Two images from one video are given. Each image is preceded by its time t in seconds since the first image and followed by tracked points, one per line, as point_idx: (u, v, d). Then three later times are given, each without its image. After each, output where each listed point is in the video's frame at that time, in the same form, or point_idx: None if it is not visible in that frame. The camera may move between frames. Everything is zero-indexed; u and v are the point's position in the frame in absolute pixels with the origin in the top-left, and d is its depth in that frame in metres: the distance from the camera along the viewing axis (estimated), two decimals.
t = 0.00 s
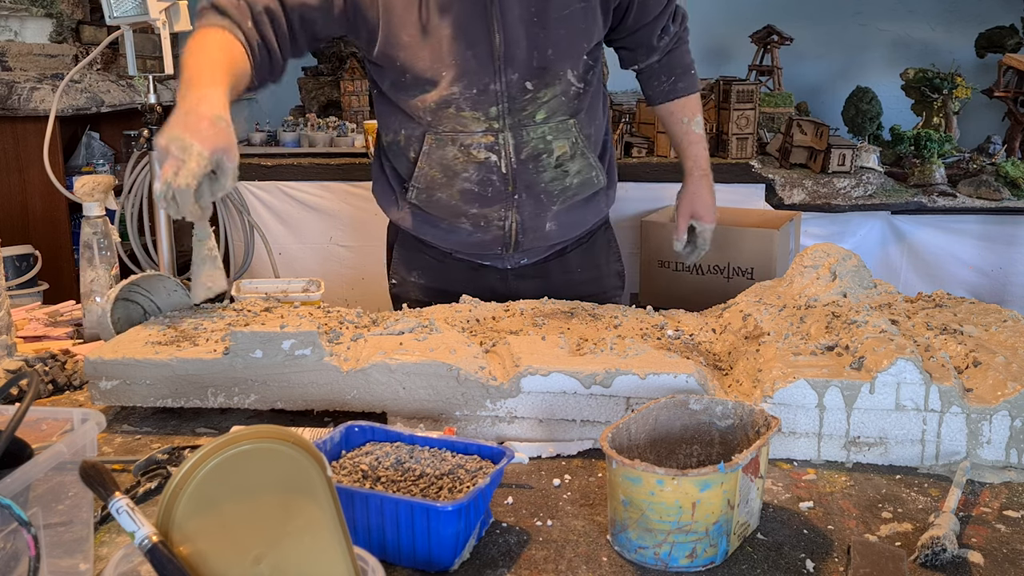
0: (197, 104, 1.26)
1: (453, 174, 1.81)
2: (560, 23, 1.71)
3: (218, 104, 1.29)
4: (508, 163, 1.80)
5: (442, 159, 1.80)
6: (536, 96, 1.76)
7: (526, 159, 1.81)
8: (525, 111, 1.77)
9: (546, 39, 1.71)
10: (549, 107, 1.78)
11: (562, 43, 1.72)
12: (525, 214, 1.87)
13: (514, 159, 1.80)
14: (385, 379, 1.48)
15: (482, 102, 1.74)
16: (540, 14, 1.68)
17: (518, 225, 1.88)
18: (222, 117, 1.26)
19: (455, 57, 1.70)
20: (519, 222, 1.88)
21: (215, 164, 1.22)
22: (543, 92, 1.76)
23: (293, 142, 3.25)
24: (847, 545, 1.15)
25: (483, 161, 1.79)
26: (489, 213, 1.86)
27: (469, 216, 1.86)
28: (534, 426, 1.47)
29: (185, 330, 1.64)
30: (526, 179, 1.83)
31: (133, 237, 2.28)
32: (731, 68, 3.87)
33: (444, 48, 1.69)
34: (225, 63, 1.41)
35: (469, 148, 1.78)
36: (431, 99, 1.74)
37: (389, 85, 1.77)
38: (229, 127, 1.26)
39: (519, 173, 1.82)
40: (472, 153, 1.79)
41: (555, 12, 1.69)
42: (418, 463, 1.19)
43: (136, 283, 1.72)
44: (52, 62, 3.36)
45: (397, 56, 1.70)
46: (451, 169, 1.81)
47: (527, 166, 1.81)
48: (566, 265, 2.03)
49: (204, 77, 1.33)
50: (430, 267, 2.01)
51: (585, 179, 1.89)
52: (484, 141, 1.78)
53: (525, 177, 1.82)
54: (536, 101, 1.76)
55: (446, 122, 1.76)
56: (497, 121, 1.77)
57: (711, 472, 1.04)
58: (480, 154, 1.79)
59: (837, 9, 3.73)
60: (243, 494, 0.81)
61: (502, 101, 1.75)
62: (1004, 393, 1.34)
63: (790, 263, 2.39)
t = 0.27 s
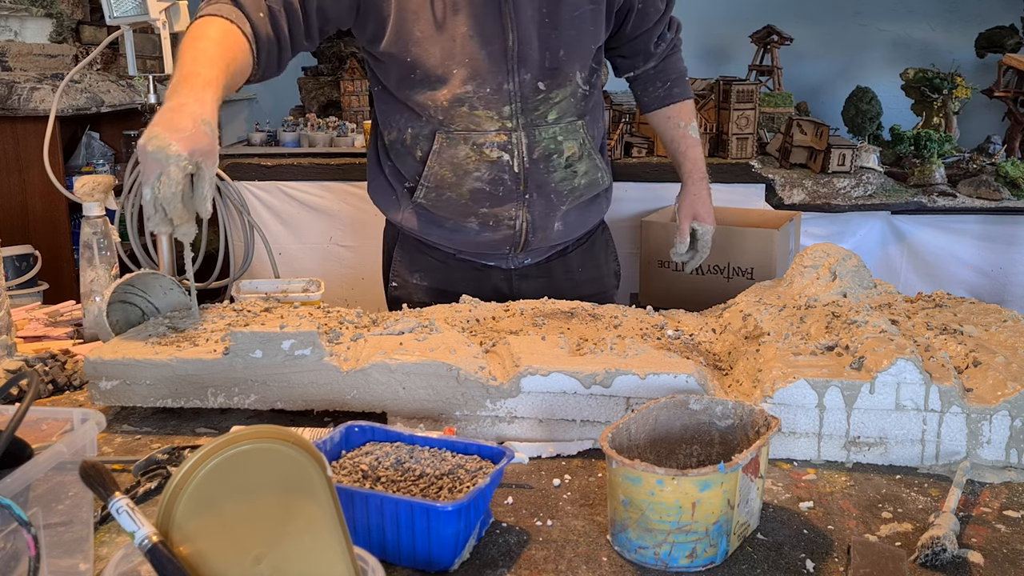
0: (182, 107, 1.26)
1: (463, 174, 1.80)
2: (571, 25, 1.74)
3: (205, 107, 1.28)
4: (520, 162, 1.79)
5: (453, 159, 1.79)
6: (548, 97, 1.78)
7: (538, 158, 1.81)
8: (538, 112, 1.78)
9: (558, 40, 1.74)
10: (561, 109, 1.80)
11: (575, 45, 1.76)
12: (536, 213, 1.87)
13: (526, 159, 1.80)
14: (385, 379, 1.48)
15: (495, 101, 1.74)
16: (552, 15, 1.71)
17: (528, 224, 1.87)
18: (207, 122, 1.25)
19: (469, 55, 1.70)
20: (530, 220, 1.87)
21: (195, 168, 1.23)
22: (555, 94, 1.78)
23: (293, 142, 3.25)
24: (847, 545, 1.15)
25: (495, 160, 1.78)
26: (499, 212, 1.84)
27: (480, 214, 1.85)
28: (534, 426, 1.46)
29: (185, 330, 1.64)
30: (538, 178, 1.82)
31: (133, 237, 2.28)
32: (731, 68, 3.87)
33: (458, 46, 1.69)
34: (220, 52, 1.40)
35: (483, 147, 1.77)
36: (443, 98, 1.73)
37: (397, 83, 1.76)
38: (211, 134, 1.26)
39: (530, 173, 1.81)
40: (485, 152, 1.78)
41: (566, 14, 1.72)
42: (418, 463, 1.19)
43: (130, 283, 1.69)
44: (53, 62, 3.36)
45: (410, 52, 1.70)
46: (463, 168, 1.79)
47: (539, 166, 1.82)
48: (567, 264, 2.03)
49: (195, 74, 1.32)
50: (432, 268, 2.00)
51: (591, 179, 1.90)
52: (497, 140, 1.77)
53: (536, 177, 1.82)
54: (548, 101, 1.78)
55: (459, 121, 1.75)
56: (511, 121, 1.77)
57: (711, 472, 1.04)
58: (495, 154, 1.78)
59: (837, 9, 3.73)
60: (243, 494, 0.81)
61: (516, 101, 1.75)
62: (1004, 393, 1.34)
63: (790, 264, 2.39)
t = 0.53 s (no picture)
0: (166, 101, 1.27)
1: (470, 175, 1.80)
2: (574, 25, 1.72)
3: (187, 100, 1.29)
4: (528, 162, 1.80)
5: (458, 160, 1.78)
6: (553, 96, 1.78)
7: (545, 158, 1.81)
8: (543, 111, 1.78)
9: (562, 40, 1.73)
10: (565, 108, 1.81)
11: (580, 44, 1.75)
12: (543, 212, 1.87)
13: (533, 159, 1.80)
14: (385, 380, 1.48)
15: (501, 101, 1.74)
16: (555, 14, 1.70)
17: (535, 223, 1.87)
18: (187, 107, 1.27)
19: (476, 55, 1.70)
20: (536, 220, 1.87)
21: (173, 147, 1.26)
22: (560, 93, 1.78)
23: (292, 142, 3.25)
24: (847, 545, 1.15)
25: (502, 160, 1.78)
26: (506, 212, 1.84)
27: (486, 214, 1.84)
28: (534, 426, 1.46)
29: (185, 330, 1.64)
30: (545, 178, 1.83)
31: (133, 237, 2.28)
32: (731, 68, 3.87)
33: (463, 46, 1.69)
34: (210, 55, 1.42)
35: (489, 147, 1.77)
36: (449, 99, 1.73)
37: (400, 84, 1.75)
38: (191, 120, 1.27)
39: (537, 173, 1.81)
40: (492, 152, 1.78)
41: (570, 13, 1.71)
42: (418, 463, 1.19)
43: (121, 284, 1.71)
44: (53, 62, 3.36)
45: (413, 55, 1.69)
46: (469, 168, 1.79)
47: (545, 165, 1.82)
48: (568, 264, 2.04)
49: (179, 73, 1.34)
50: (434, 269, 2.00)
51: (595, 178, 1.91)
52: (503, 140, 1.77)
53: (543, 176, 1.82)
54: (553, 101, 1.78)
55: (466, 121, 1.75)
56: (517, 121, 1.77)
57: (712, 472, 1.04)
58: (502, 154, 1.78)
59: (837, 9, 3.73)
60: (243, 494, 0.81)
61: (522, 101, 1.75)
62: (1004, 393, 1.34)
63: (790, 264, 2.39)
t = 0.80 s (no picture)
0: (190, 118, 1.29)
1: (467, 175, 1.80)
2: (569, 23, 1.73)
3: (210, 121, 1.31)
4: (524, 161, 1.80)
5: (455, 160, 1.79)
6: (549, 95, 1.78)
7: (542, 157, 1.81)
8: (539, 110, 1.78)
9: (557, 39, 1.74)
10: (562, 106, 1.81)
11: (572, 44, 1.75)
12: (540, 211, 1.86)
13: (530, 158, 1.80)
14: (385, 380, 1.48)
15: (497, 101, 1.74)
16: (550, 13, 1.71)
17: (532, 222, 1.87)
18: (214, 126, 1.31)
19: (472, 55, 1.70)
20: (533, 219, 1.87)
21: (190, 153, 1.26)
22: (555, 92, 1.78)
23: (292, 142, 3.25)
24: (847, 545, 1.15)
25: (498, 160, 1.78)
26: (503, 212, 1.84)
27: (483, 214, 1.84)
28: (534, 426, 1.47)
29: (184, 330, 1.64)
30: (542, 177, 1.82)
31: (133, 237, 2.28)
32: (731, 68, 3.87)
33: (459, 47, 1.70)
34: (231, 82, 1.44)
35: (485, 147, 1.77)
36: (445, 100, 1.73)
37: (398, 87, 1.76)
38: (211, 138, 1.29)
39: (534, 172, 1.81)
40: (488, 152, 1.78)
41: (565, 12, 1.72)
42: (418, 463, 1.19)
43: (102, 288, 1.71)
44: (53, 62, 3.36)
45: (411, 58, 1.70)
46: (465, 168, 1.79)
47: (542, 164, 1.82)
48: (568, 263, 2.04)
49: (204, 98, 1.36)
50: (433, 269, 1.99)
51: (592, 176, 1.91)
52: (500, 140, 1.77)
53: (540, 175, 1.82)
54: (549, 100, 1.78)
55: (461, 121, 1.75)
56: (513, 120, 1.77)
57: (712, 472, 1.04)
58: (498, 153, 1.78)
59: (837, 9, 3.73)
60: (243, 494, 0.81)
61: (517, 100, 1.75)
62: (1004, 393, 1.34)
63: (790, 264, 2.39)
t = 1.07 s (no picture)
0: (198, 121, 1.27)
1: (463, 174, 1.80)
2: (565, 22, 1.74)
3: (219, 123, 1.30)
4: (521, 160, 1.79)
5: (453, 159, 1.79)
6: (545, 93, 1.78)
7: (538, 155, 1.81)
8: (535, 109, 1.78)
9: (553, 37, 1.74)
10: (558, 105, 1.80)
11: (566, 42, 1.75)
12: (537, 210, 1.86)
13: (526, 157, 1.80)
14: (385, 380, 1.48)
15: (493, 99, 1.74)
16: (546, 12, 1.72)
17: (529, 221, 1.87)
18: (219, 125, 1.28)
19: (468, 55, 1.71)
20: (531, 218, 1.86)
21: (199, 156, 1.24)
22: (551, 90, 1.78)
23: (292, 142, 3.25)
24: (847, 545, 1.15)
25: (495, 158, 1.78)
26: (501, 211, 1.84)
27: (480, 213, 1.84)
28: (533, 426, 1.46)
29: (184, 330, 1.64)
30: (538, 175, 1.82)
31: (133, 237, 2.28)
32: (731, 68, 3.87)
33: (454, 46, 1.70)
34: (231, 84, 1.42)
35: (482, 145, 1.77)
36: (442, 99, 1.73)
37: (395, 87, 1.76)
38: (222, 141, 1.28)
39: (530, 170, 1.81)
40: (485, 151, 1.78)
41: (560, 10, 1.73)
42: (418, 463, 1.19)
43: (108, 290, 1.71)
44: (53, 62, 3.36)
45: (408, 58, 1.70)
46: (463, 168, 1.79)
47: (539, 163, 1.82)
48: (567, 263, 2.03)
49: (209, 99, 1.34)
50: (432, 269, 1.99)
51: (590, 175, 1.91)
52: (496, 139, 1.77)
53: (537, 174, 1.82)
54: (546, 98, 1.78)
55: (458, 120, 1.75)
56: (509, 118, 1.77)
57: (712, 472, 1.04)
58: (495, 152, 1.78)
59: (837, 9, 3.73)
60: (243, 494, 0.81)
61: (513, 99, 1.75)
62: (1004, 393, 1.34)
63: (790, 264, 2.39)
